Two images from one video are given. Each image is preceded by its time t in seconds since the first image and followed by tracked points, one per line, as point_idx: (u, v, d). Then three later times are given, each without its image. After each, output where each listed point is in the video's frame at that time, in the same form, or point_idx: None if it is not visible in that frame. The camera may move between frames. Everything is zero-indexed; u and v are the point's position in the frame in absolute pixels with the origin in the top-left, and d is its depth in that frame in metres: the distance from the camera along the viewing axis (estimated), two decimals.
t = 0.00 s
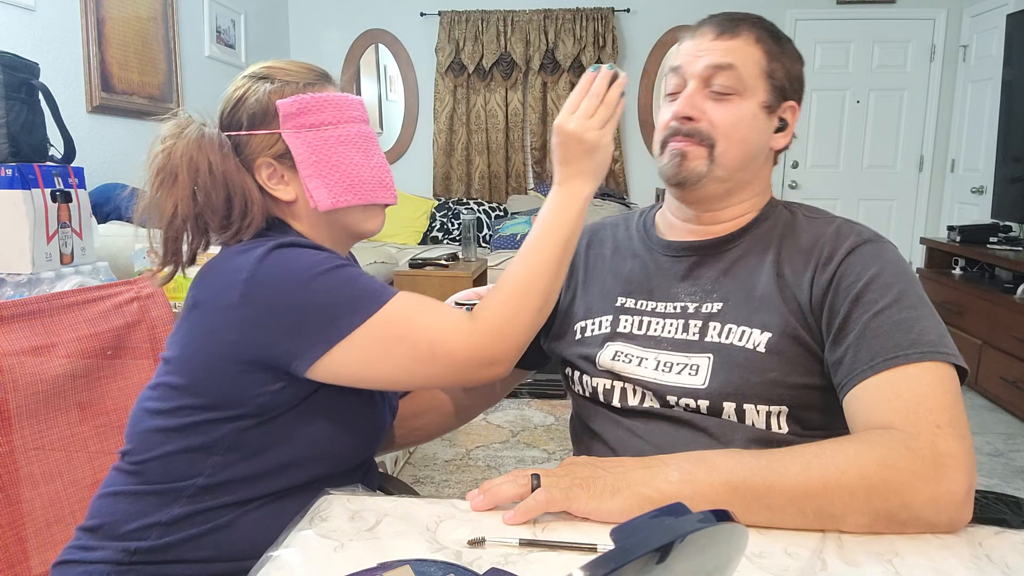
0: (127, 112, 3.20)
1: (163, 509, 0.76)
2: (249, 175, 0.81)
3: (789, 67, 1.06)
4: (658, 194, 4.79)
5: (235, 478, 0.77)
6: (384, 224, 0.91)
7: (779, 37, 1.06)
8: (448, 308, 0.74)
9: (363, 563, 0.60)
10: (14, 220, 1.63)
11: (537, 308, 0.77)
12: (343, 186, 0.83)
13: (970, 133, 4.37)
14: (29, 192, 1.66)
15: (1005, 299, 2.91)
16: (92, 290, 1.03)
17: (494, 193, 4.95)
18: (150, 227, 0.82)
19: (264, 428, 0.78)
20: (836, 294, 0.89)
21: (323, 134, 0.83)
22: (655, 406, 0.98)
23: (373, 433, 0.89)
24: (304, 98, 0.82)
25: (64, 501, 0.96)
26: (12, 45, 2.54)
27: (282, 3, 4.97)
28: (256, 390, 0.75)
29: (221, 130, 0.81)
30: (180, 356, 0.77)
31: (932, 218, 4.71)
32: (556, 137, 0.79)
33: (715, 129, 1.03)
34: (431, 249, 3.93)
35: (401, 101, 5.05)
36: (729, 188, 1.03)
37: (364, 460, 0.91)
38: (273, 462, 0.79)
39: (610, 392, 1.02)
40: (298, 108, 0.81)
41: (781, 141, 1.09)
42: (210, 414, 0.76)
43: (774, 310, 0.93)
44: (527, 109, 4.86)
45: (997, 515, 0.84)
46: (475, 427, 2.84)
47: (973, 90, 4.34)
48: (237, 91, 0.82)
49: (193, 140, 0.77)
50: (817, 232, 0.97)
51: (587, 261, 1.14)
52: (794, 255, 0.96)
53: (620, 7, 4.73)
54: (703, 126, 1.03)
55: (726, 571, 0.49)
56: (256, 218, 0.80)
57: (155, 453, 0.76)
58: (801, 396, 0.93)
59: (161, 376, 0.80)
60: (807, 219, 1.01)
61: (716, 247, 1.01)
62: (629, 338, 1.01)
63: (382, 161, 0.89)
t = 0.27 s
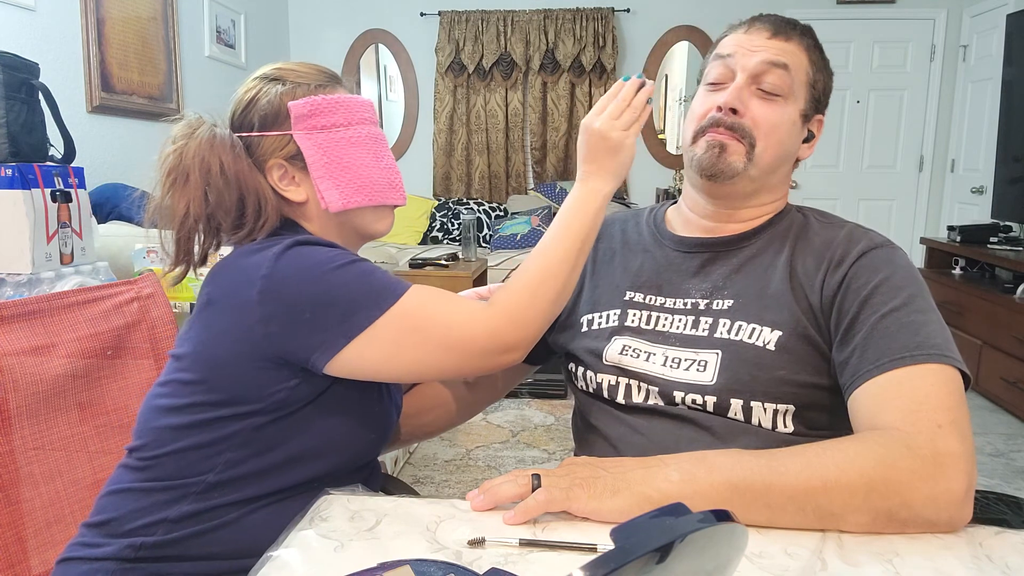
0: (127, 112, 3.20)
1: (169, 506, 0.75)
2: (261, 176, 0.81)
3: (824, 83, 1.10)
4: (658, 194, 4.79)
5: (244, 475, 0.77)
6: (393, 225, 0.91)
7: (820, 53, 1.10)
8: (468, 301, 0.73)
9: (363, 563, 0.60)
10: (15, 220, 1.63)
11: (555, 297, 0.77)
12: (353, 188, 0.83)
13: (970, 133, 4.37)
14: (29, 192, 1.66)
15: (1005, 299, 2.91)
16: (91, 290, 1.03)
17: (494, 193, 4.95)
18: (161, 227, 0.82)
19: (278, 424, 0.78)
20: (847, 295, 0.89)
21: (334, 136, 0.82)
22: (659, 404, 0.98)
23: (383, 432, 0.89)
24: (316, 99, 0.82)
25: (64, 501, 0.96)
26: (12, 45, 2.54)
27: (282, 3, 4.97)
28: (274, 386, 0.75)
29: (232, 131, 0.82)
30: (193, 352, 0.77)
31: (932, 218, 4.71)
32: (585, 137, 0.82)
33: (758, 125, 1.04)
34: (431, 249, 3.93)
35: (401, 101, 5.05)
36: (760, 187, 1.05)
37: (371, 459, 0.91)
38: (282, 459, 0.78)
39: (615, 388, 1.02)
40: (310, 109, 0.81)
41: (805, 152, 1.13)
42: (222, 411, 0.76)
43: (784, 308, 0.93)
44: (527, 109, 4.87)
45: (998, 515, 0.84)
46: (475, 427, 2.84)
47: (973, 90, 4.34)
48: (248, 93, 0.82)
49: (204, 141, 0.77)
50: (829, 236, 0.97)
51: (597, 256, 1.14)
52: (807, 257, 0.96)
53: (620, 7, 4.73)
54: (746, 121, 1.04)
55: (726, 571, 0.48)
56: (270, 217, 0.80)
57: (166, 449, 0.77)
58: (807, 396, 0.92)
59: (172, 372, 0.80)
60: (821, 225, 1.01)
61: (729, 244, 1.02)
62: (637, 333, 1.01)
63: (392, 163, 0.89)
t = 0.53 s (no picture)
0: (127, 112, 3.20)
1: (171, 506, 0.75)
2: (266, 177, 0.81)
3: (813, 77, 1.09)
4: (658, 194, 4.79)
5: (247, 473, 0.77)
6: (395, 226, 0.91)
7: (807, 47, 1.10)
8: (472, 298, 0.73)
9: (363, 563, 0.60)
10: (15, 220, 1.63)
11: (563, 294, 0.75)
12: (358, 189, 0.83)
13: (970, 133, 4.37)
14: (29, 192, 1.66)
15: (1005, 299, 2.91)
16: (91, 291, 1.03)
17: (494, 193, 4.95)
18: (165, 227, 0.82)
19: (279, 424, 0.78)
20: (844, 293, 0.89)
21: (338, 138, 0.83)
22: (658, 404, 0.98)
23: (386, 432, 0.89)
24: (320, 101, 0.82)
25: (64, 501, 0.95)
26: (11, 45, 2.54)
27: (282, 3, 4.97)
28: (278, 384, 0.75)
29: (236, 132, 0.81)
30: (196, 351, 0.77)
31: (931, 218, 4.71)
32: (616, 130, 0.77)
33: (745, 124, 1.04)
34: (431, 249, 3.93)
35: (401, 101, 5.05)
36: (752, 184, 1.04)
37: (374, 459, 0.91)
38: (284, 458, 0.78)
39: (613, 388, 1.02)
40: (315, 111, 0.81)
41: (799, 146, 1.12)
42: (226, 409, 0.76)
43: (781, 305, 0.93)
44: (527, 109, 4.87)
45: (998, 515, 0.84)
46: (475, 427, 2.83)
47: (973, 90, 4.34)
48: (252, 95, 0.82)
49: (210, 141, 0.77)
50: (825, 234, 0.97)
51: (596, 255, 1.14)
52: (804, 255, 0.96)
53: (620, 7, 4.72)
54: (734, 119, 1.04)
55: (726, 571, 0.48)
56: (274, 217, 0.80)
57: (169, 448, 0.77)
58: (805, 394, 0.92)
59: (175, 370, 0.80)
60: (818, 222, 1.01)
61: (728, 243, 1.02)
62: (634, 332, 1.01)
63: (396, 165, 0.89)
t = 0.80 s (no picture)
0: (127, 112, 3.20)
1: (173, 505, 0.75)
2: (271, 180, 0.81)
3: (786, 70, 1.10)
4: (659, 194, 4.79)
5: (249, 472, 0.77)
6: (399, 227, 0.91)
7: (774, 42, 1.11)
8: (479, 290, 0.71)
9: (363, 563, 0.61)
10: (15, 220, 1.63)
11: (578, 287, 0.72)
12: (362, 190, 0.83)
13: (970, 133, 4.37)
14: (29, 192, 1.66)
15: (1005, 299, 2.91)
16: (91, 291, 1.03)
17: (494, 193, 4.95)
18: (171, 229, 0.82)
19: (282, 423, 0.78)
20: (836, 287, 0.88)
21: (342, 139, 0.83)
22: (654, 402, 0.98)
23: (387, 432, 0.89)
24: (324, 103, 0.82)
25: (64, 501, 0.95)
26: (11, 45, 2.54)
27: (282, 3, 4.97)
28: (280, 382, 0.75)
29: (240, 136, 0.81)
30: (200, 350, 0.77)
31: (931, 218, 4.71)
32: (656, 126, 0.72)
33: (719, 119, 1.04)
34: (431, 249, 3.93)
35: (401, 101, 5.05)
36: (734, 177, 1.05)
37: (376, 459, 0.91)
38: (285, 456, 0.78)
39: (610, 386, 1.02)
40: (319, 113, 0.81)
41: (780, 138, 1.12)
42: (228, 407, 0.76)
43: (773, 301, 0.93)
44: (527, 109, 4.87)
45: (998, 515, 0.84)
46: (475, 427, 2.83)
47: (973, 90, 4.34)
48: (256, 98, 0.82)
49: (214, 144, 0.77)
50: (816, 229, 0.97)
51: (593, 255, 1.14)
52: (795, 249, 0.96)
53: (620, 7, 4.72)
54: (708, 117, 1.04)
55: (726, 571, 0.49)
56: (279, 219, 0.80)
57: (172, 446, 0.77)
58: (799, 386, 0.92)
59: (177, 369, 0.80)
60: (807, 216, 1.01)
61: (722, 240, 1.02)
62: (630, 330, 1.02)
63: (399, 165, 0.89)
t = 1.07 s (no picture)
0: (127, 112, 3.20)
1: (173, 505, 0.75)
2: (275, 183, 0.81)
3: (807, 79, 1.11)
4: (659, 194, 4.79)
5: (251, 473, 0.77)
6: (404, 227, 0.91)
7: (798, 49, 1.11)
8: (484, 281, 0.71)
9: (363, 564, 0.60)
10: (15, 220, 1.63)
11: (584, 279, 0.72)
12: (367, 191, 0.83)
13: (970, 133, 4.37)
14: (29, 192, 1.66)
15: (1005, 299, 2.91)
16: (91, 290, 1.03)
17: (494, 193, 4.95)
18: (174, 233, 0.82)
19: (286, 424, 0.78)
20: (841, 289, 0.88)
21: (345, 140, 0.82)
22: (655, 402, 0.98)
23: (389, 433, 0.89)
24: (327, 105, 0.82)
25: (64, 501, 0.95)
26: (11, 45, 2.54)
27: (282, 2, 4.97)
28: (284, 383, 0.75)
29: (244, 140, 0.81)
30: (204, 351, 0.77)
31: (931, 218, 4.71)
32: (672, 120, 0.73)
33: (746, 121, 1.04)
34: (431, 249, 3.93)
35: (401, 101, 5.05)
36: (753, 181, 1.05)
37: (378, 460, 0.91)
38: (288, 457, 0.78)
39: (611, 385, 1.02)
40: (322, 115, 0.81)
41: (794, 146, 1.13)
42: (232, 408, 0.76)
43: (779, 301, 0.93)
44: (527, 109, 4.86)
45: (998, 515, 0.84)
46: (475, 427, 2.83)
47: (973, 90, 4.34)
48: (258, 101, 0.82)
49: (217, 148, 0.76)
50: (821, 230, 0.97)
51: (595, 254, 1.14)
52: (802, 252, 0.96)
53: (620, 7, 4.72)
54: (737, 117, 1.04)
55: (726, 571, 0.48)
56: (285, 221, 0.80)
57: (174, 447, 0.77)
58: (802, 387, 0.92)
59: (181, 369, 0.80)
60: (812, 219, 1.01)
61: (729, 240, 1.02)
62: (633, 329, 1.01)
63: (403, 165, 0.89)
